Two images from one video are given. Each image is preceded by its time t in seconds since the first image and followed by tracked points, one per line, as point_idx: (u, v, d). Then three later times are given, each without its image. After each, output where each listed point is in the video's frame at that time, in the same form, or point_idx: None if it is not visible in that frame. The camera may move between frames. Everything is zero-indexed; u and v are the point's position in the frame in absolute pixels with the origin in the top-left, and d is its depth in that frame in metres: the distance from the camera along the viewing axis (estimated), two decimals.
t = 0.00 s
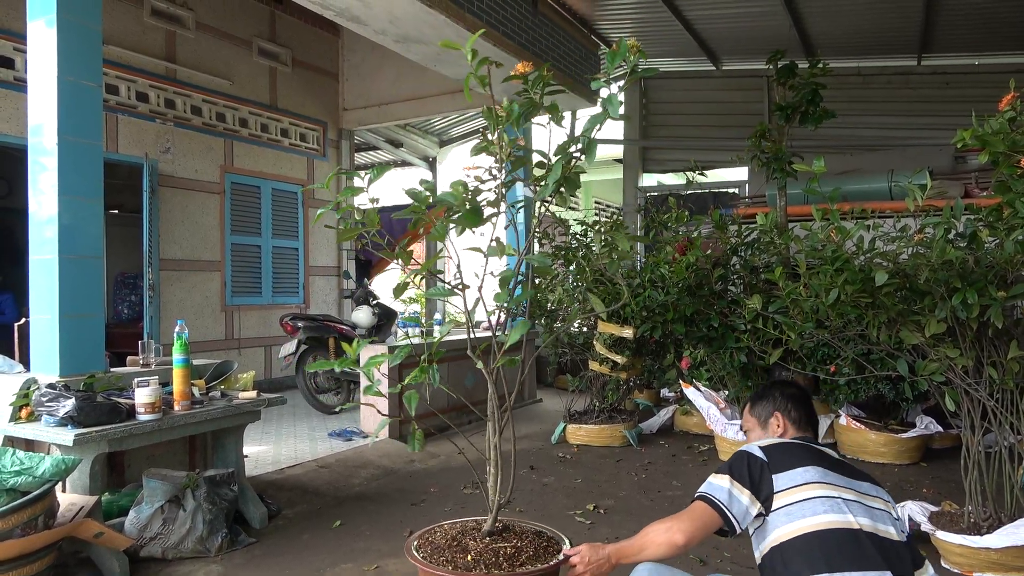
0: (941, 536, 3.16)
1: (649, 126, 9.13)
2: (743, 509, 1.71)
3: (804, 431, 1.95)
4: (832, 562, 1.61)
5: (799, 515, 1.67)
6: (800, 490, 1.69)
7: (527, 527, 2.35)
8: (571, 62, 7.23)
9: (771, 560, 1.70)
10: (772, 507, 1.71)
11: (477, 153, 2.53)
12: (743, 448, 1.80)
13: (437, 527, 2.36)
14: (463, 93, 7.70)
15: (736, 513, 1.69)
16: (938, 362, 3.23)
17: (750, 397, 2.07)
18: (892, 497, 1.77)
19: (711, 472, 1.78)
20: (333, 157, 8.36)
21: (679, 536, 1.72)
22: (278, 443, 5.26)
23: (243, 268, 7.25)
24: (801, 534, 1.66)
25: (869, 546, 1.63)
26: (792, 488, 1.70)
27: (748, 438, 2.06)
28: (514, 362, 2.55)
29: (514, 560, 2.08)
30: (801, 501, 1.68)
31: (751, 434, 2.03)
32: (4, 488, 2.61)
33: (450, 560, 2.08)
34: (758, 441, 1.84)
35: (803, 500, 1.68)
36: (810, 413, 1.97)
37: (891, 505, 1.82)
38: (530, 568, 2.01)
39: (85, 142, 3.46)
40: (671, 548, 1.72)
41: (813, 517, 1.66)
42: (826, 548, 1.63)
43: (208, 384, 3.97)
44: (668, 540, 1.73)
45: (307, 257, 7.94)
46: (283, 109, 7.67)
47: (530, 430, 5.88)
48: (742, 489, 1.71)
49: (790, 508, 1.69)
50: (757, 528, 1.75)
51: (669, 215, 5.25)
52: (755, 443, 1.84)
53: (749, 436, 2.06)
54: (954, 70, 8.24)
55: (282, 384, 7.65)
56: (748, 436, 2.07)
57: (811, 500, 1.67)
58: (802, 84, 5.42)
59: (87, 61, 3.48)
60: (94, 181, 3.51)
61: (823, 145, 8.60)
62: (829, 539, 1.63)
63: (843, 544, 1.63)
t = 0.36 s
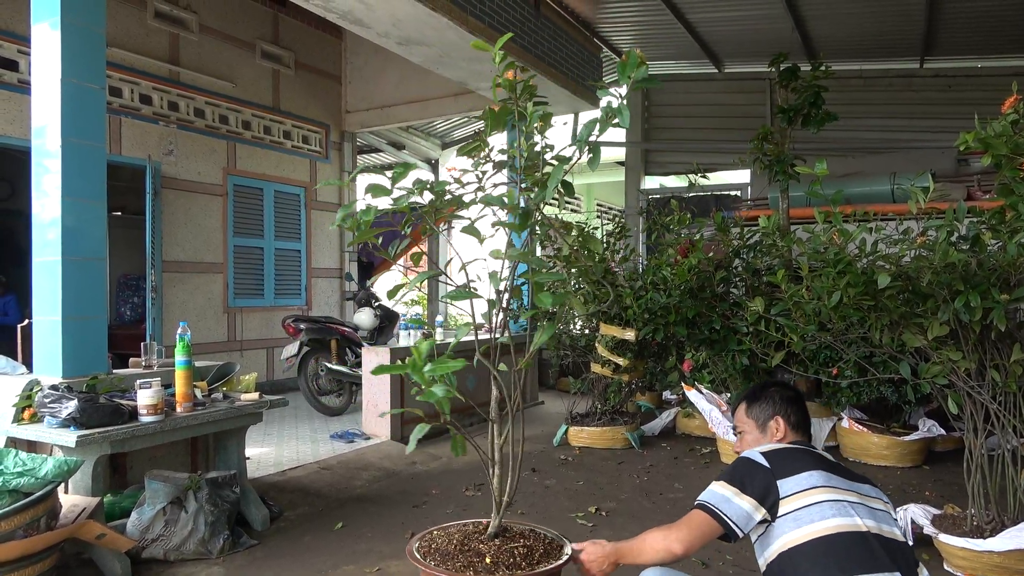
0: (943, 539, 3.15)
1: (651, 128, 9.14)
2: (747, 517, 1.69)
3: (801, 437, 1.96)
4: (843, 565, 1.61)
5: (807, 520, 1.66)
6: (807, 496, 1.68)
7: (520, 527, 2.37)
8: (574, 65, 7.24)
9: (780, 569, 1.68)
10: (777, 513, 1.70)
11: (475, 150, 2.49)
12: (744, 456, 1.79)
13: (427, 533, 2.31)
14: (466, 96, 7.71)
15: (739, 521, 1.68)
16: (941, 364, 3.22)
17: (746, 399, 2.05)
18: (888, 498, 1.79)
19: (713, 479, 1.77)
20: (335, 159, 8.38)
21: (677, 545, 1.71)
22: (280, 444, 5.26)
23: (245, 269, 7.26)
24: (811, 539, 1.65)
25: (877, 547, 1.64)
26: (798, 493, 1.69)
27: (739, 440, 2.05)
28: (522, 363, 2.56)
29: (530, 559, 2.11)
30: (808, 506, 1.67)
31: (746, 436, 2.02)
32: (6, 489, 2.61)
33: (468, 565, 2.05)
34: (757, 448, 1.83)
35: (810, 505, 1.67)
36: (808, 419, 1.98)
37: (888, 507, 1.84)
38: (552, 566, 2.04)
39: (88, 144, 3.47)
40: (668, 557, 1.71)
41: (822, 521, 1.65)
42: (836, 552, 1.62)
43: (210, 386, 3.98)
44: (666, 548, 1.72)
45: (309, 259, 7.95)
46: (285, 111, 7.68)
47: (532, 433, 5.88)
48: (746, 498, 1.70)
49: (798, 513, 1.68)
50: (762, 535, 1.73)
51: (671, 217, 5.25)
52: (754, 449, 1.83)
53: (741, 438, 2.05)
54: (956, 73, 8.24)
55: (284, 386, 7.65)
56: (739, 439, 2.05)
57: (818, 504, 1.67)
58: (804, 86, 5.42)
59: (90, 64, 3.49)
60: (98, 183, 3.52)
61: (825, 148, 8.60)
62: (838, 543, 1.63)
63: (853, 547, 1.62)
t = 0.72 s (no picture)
0: (946, 543, 3.14)
1: (653, 131, 9.15)
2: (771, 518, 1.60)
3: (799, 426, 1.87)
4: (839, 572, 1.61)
5: (811, 526, 1.64)
6: (811, 501, 1.64)
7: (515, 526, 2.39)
8: (577, 69, 7.24)
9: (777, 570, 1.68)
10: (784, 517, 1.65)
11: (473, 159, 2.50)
12: (753, 455, 1.72)
13: (418, 540, 2.27)
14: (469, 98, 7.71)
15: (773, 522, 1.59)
16: (944, 368, 3.21)
17: (745, 382, 1.96)
18: (884, 491, 1.78)
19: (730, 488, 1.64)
20: (338, 161, 8.38)
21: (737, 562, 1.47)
22: (281, 446, 5.26)
23: (247, 270, 7.26)
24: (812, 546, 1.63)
25: (877, 551, 1.63)
26: (803, 498, 1.65)
27: (735, 423, 1.97)
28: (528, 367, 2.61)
29: (540, 557, 2.15)
30: (812, 511, 1.64)
31: (740, 419, 1.94)
32: (8, 489, 2.60)
33: (483, 569, 2.05)
34: (763, 442, 1.76)
35: (815, 511, 1.64)
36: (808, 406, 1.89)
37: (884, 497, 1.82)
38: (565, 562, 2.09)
39: (92, 144, 3.47)
40: None
41: (824, 528, 1.63)
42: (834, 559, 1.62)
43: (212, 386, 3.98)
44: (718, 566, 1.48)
45: (311, 260, 7.95)
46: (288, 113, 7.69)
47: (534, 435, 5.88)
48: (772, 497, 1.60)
49: (802, 518, 1.64)
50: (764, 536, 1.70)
51: (673, 219, 5.27)
52: (761, 445, 1.76)
53: (736, 421, 1.97)
54: (959, 77, 8.24)
55: (285, 387, 7.65)
56: (734, 421, 1.97)
57: (820, 510, 1.64)
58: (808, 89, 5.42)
59: (93, 64, 3.50)
60: (101, 183, 3.52)
61: (829, 151, 8.60)
62: (837, 550, 1.62)
63: (852, 554, 1.62)
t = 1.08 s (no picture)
0: (948, 543, 3.13)
1: (654, 132, 9.16)
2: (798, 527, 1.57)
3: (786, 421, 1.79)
4: None
5: (820, 538, 1.61)
6: (820, 512, 1.61)
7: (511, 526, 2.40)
8: (577, 70, 7.25)
9: None
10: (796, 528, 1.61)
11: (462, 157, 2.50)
12: (762, 467, 1.64)
13: (417, 546, 2.24)
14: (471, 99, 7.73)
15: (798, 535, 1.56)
16: (945, 367, 3.21)
17: (734, 368, 1.87)
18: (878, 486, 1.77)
19: (754, 509, 1.60)
20: (338, 163, 8.39)
21: None
22: (283, 448, 5.26)
23: (249, 272, 7.27)
24: (819, 558, 1.61)
25: (878, 553, 1.65)
26: (812, 511, 1.61)
27: (721, 408, 1.90)
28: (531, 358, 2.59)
29: (547, 556, 2.17)
30: (821, 523, 1.61)
31: (725, 406, 1.87)
32: (11, 492, 2.61)
33: (496, 569, 2.06)
34: (768, 447, 1.69)
35: (823, 523, 1.61)
36: (798, 401, 1.79)
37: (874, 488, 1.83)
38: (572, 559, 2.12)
39: (93, 147, 3.48)
40: None
41: (831, 540, 1.61)
42: (841, 567, 1.61)
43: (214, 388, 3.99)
44: None
45: (312, 262, 7.95)
46: (290, 116, 7.72)
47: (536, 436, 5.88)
48: (787, 511, 1.57)
49: (812, 530, 1.61)
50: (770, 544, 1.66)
51: (673, 220, 5.27)
52: (767, 451, 1.68)
53: (722, 406, 1.90)
54: (959, 76, 8.25)
55: (287, 389, 7.66)
56: (719, 406, 1.91)
57: (828, 522, 1.61)
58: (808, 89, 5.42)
59: (95, 66, 3.50)
60: (102, 186, 3.53)
61: (830, 151, 8.60)
62: (845, 559, 1.61)
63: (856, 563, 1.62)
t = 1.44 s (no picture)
0: (951, 542, 3.13)
1: (656, 131, 9.15)
2: (764, 534, 1.59)
3: (801, 414, 1.77)
4: None
5: (824, 540, 1.62)
6: (826, 515, 1.61)
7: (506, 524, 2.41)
8: (578, 70, 7.24)
9: (783, 573, 1.67)
10: (796, 527, 1.63)
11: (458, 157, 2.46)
12: (768, 461, 1.62)
13: (418, 549, 2.21)
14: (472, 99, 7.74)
15: (752, 537, 1.59)
16: (948, 366, 3.21)
17: (759, 350, 1.84)
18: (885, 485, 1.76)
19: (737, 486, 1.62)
20: (339, 163, 8.39)
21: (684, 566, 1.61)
22: (284, 448, 5.26)
23: (251, 273, 7.28)
24: (827, 559, 1.61)
25: (888, 557, 1.65)
26: (819, 512, 1.61)
27: (741, 388, 1.89)
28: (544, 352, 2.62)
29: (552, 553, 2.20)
30: (827, 526, 1.61)
31: (744, 387, 1.86)
32: (13, 493, 2.60)
33: (507, 569, 2.06)
34: (778, 441, 1.67)
35: (829, 526, 1.61)
36: (816, 396, 1.75)
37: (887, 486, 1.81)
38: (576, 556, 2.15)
39: (94, 147, 3.48)
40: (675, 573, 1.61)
41: (840, 543, 1.62)
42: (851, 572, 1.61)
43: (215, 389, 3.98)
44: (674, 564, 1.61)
45: (313, 262, 7.95)
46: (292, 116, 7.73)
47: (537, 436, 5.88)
48: (766, 515, 1.59)
49: (816, 531, 1.62)
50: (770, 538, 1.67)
51: (675, 220, 5.25)
52: (776, 444, 1.66)
53: (742, 387, 1.89)
54: (961, 75, 8.24)
55: (288, 389, 7.66)
56: (740, 385, 1.90)
57: (838, 525, 1.62)
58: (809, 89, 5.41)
59: (96, 66, 3.51)
60: (103, 186, 3.53)
61: (831, 151, 8.58)
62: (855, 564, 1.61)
63: (868, 566, 1.61)
